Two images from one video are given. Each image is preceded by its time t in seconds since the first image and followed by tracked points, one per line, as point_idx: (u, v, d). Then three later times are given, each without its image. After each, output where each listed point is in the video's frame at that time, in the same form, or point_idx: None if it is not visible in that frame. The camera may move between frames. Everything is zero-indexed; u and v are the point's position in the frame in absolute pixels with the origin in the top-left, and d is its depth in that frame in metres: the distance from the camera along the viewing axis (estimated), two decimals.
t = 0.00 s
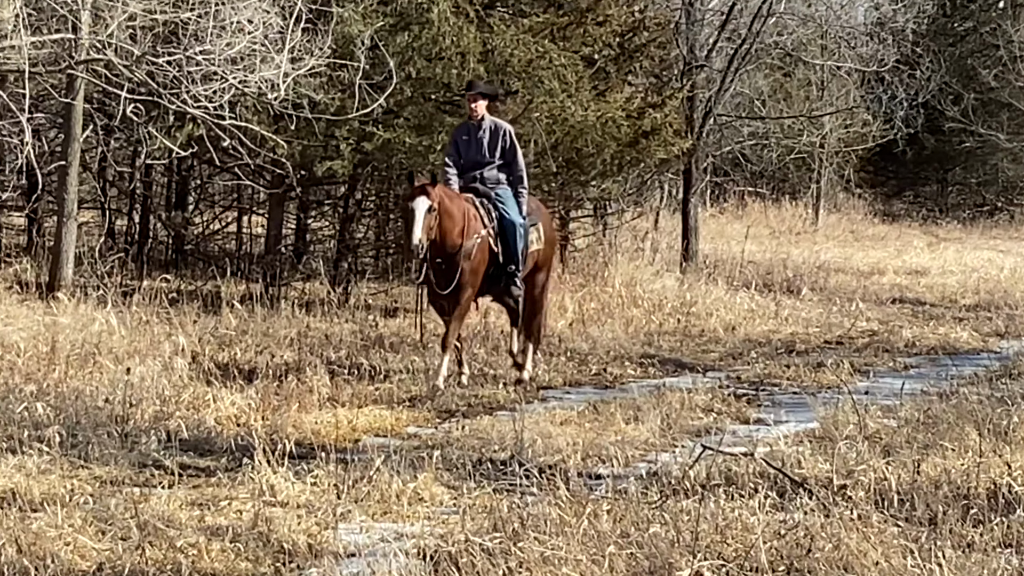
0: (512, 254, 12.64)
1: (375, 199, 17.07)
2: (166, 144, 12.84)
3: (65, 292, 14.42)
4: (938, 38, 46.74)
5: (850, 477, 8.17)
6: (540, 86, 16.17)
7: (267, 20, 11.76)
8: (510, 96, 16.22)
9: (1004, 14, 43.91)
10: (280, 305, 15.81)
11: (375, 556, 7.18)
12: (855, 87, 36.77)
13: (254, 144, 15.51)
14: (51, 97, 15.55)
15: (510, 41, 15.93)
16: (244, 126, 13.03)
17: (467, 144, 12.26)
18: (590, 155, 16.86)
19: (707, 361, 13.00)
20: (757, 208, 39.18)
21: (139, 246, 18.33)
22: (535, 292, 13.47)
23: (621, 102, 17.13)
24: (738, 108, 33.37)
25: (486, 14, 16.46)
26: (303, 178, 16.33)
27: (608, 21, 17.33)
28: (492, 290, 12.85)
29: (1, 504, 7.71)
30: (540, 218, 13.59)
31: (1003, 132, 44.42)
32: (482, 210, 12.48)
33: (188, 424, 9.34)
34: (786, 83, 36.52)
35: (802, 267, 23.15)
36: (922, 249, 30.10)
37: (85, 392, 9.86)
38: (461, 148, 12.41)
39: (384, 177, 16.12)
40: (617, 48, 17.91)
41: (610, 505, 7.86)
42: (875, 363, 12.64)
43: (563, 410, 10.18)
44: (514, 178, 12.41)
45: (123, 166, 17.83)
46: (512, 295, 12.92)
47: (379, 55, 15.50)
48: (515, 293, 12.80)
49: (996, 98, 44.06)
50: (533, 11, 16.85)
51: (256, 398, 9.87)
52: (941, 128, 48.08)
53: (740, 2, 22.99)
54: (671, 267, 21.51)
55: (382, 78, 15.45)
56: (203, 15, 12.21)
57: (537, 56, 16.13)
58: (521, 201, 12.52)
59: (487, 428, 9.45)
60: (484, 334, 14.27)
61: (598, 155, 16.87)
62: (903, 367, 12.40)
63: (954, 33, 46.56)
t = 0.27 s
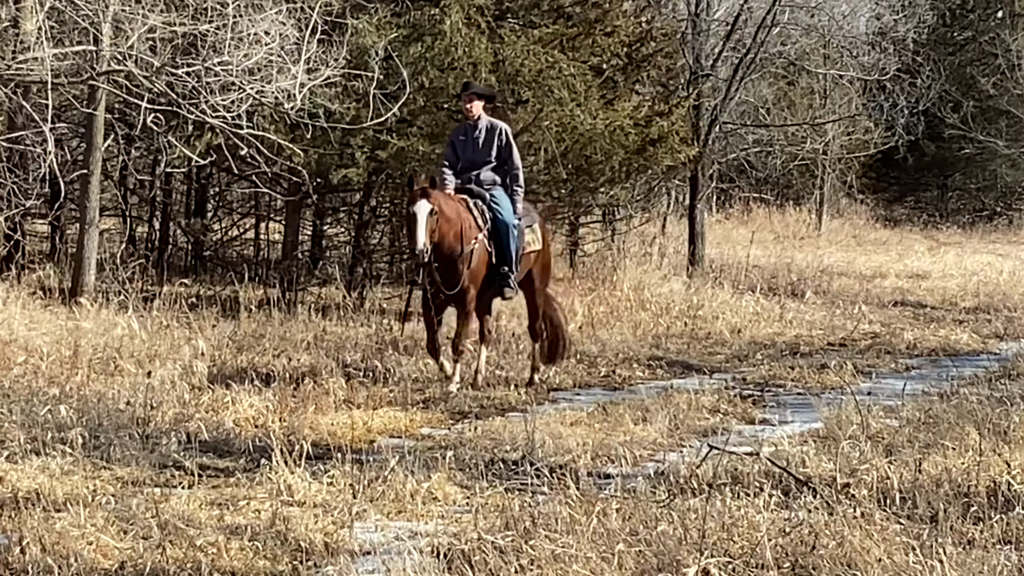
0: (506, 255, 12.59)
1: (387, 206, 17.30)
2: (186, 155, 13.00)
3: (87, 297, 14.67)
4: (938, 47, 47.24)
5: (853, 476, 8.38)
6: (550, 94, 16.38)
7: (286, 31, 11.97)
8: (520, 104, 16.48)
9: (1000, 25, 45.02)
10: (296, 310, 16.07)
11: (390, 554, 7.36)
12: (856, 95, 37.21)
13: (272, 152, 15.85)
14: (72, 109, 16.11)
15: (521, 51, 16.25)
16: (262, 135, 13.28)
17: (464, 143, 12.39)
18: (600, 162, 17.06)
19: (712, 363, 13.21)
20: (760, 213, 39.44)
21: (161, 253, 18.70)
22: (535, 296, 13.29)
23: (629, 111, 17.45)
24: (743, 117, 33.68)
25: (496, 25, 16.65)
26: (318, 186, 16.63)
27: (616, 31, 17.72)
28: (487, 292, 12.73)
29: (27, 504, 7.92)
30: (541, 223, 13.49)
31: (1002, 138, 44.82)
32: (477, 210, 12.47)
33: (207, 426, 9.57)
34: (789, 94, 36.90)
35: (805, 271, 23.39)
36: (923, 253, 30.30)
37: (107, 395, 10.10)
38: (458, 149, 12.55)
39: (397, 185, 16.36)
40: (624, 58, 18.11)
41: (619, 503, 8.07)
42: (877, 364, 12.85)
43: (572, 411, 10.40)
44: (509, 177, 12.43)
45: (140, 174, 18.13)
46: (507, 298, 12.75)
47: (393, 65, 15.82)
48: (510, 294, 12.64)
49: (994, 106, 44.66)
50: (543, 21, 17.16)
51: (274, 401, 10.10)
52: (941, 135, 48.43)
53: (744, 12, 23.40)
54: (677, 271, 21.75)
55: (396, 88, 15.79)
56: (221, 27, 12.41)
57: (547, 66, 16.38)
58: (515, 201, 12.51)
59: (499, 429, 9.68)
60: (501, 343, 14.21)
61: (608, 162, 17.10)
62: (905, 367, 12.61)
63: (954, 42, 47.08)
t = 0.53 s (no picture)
0: (501, 263, 12.96)
1: (399, 211, 17.63)
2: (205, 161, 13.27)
3: (112, 301, 15.03)
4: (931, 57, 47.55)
5: (851, 472, 8.67)
6: (558, 104, 16.72)
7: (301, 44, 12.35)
8: (529, 113, 16.78)
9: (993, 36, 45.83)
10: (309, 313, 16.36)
11: (403, 548, 7.61)
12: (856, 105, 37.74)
13: (288, 161, 16.26)
14: (97, 117, 16.52)
15: (530, 62, 16.53)
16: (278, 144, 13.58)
17: (459, 155, 12.67)
18: (606, 169, 17.35)
19: (715, 363, 13.52)
20: (763, 219, 39.76)
21: (183, 258, 19.13)
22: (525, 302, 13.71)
23: (634, 119, 17.82)
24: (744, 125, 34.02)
25: (505, 37, 16.91)
26: (335, 193, 16.95)
27: (621, 43, 18.03)
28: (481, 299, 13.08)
29: (53, 500, 8.16)
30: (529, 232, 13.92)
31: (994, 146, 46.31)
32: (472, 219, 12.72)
33: (227, 425, 9.88)
34: (790, 103, 37.32)
35: (805, 274, 23.74)
36: (921, 256, 30.53)
37: (130, 397, 10.41)
38: (452, 160, 12.83)
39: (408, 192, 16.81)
40: (629, 69, 18.59)
41: (626, 499, 8.35)
42: (875, 364, 13.16)
43: (579, 410, 10.70)
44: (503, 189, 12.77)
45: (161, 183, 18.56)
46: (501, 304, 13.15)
47: (406, 76, 16.15)
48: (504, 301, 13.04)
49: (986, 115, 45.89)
50: (551, 34, 17.45)
51: (292, 403, 10.41)
52: (937, 143, 48.93)
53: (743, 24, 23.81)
54: (680, 274, 22.08)
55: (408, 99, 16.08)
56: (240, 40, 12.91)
57: (555, 78, 16.74)
58: (509, 212, 12.88)
59: (509, 428, 9.98)
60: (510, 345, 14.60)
61: (614, 169, 17.38)
62: (902, 367, 12.92)
63: (946, 52, 47.42)
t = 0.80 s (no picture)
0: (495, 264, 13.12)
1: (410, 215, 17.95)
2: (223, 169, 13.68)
3: (134, 304, 15.36)
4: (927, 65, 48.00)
5: (850, 468, 8.95)
6: (566, 112, 16.94)
7: (317, 53, 12.65)
8: (537, 120, 17.06)
9: (988, 44, 46.36)
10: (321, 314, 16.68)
11: (416, 542, 7.87)
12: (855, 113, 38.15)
13: (304, 167, 16.59)
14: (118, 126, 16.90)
15: (538, 71, 16.77)
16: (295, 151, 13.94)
17: (452, 157, 12.71)
18: (612, 174, 17.79)
19: (719, 362, 13.82)
20: (765, 223, 40.08)
21: (200, 261, 19.54)
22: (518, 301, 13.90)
23: (639, 126, 18.06)
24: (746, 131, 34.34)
25: (514, 46, 17.24)
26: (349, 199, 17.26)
27: (627, 52, 18.27)
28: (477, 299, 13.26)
29: (77, 497, 8.43)
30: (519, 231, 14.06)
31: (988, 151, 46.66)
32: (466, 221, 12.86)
33: (246, 423, 10.20)
34: (792, 108, 37.73)
35: (805, 275, 24.09)
36: (920, 258, 30.86)
37: (151, 397, 10.73)
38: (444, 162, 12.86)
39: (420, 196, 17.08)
40: (634, 77, 18.95)
41: (632, 494, 8.64)
42: (873, 363, 13.46)
43: (586, 409, 11.00)
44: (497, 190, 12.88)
45: (182, 189, 18.98)
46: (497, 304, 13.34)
47: (418, 85, 16.64)
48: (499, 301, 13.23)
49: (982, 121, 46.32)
50: (558, 44, 17.77)
51: (309, 403, 10.72)
52: (933, 148, 49.39)
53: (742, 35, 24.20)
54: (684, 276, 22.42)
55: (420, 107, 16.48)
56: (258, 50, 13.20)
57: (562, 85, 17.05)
58: (502, 213, 13.02)
59: (518, 426, 10.28)
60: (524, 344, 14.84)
61: (620, 174, 17.81)
62: (899, 365, 13.22)
63: (943, 61, 47.82)
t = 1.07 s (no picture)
0: (487, 270, 12.96)
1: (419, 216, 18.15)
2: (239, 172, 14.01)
3: (151, 304, 15.56)
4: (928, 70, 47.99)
5: (853, 464, 9.13)
6: (574, 115, 17.23)
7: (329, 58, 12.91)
8: (546, 124, 17.26)
9: (989, 49, 46.59)
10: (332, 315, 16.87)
11: (428, 537, 8.03)
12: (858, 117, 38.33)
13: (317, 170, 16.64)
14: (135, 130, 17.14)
15: (547, 77, 17.11)
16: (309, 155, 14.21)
17: (447, 163, 12.53)
18: (620, 178, 18.03)
19: (724, 361, 13.99)
20: (769, 224, 40.23)
21: (216, 263, 19.76)
22: (511, 306, 13.76)
23: (647, 129, 18.38)
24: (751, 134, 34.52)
25: (523, 52, 17.46)
26: (361, 202, 17.31)
27: (634, 57, 18.59)
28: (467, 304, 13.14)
29: (95, 493, 8.59)
30: (516, 235, 13.88)
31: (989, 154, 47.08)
32: (459, 228, 12.70)
33: (261, 421, 10.39)
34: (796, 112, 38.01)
35: (809, 276, 24.27)
36: (921, 259, 31.04)
37: (168, 396, 10.93)
38: (440, 167, 12.67)
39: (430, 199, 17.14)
40: (642, 82, 19.24)
41: (639, 490, 8.82)
42: (875, 361, 13.64)
43: (593, 407, 11.17)
44: (491, 197, 12.71)
45: (194, 192, 19.20)
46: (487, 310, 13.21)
47: (430, 90, 16.86)
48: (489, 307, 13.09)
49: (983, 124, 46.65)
50: (566, 49, 17.96)
51: (323, 402, 10.91)
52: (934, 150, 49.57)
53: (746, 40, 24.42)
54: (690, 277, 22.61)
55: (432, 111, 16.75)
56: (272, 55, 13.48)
57: (570, 89, 17.28)
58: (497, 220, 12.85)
59: (527, 423, 10.46)
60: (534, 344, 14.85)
61: (628, 177, 18.06)
62: (901, 364, 13.40)
63: (944, 65, 47.96)
